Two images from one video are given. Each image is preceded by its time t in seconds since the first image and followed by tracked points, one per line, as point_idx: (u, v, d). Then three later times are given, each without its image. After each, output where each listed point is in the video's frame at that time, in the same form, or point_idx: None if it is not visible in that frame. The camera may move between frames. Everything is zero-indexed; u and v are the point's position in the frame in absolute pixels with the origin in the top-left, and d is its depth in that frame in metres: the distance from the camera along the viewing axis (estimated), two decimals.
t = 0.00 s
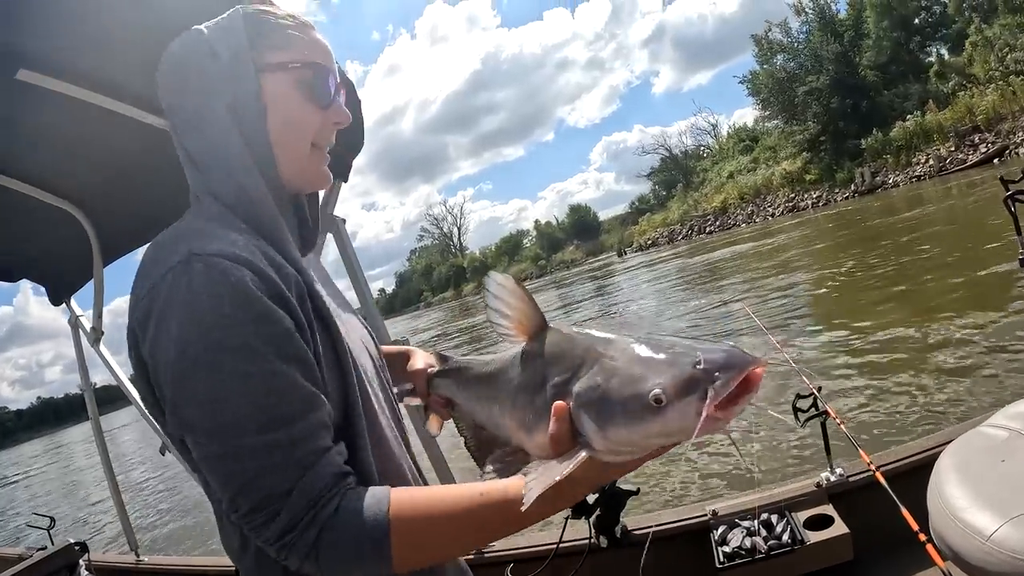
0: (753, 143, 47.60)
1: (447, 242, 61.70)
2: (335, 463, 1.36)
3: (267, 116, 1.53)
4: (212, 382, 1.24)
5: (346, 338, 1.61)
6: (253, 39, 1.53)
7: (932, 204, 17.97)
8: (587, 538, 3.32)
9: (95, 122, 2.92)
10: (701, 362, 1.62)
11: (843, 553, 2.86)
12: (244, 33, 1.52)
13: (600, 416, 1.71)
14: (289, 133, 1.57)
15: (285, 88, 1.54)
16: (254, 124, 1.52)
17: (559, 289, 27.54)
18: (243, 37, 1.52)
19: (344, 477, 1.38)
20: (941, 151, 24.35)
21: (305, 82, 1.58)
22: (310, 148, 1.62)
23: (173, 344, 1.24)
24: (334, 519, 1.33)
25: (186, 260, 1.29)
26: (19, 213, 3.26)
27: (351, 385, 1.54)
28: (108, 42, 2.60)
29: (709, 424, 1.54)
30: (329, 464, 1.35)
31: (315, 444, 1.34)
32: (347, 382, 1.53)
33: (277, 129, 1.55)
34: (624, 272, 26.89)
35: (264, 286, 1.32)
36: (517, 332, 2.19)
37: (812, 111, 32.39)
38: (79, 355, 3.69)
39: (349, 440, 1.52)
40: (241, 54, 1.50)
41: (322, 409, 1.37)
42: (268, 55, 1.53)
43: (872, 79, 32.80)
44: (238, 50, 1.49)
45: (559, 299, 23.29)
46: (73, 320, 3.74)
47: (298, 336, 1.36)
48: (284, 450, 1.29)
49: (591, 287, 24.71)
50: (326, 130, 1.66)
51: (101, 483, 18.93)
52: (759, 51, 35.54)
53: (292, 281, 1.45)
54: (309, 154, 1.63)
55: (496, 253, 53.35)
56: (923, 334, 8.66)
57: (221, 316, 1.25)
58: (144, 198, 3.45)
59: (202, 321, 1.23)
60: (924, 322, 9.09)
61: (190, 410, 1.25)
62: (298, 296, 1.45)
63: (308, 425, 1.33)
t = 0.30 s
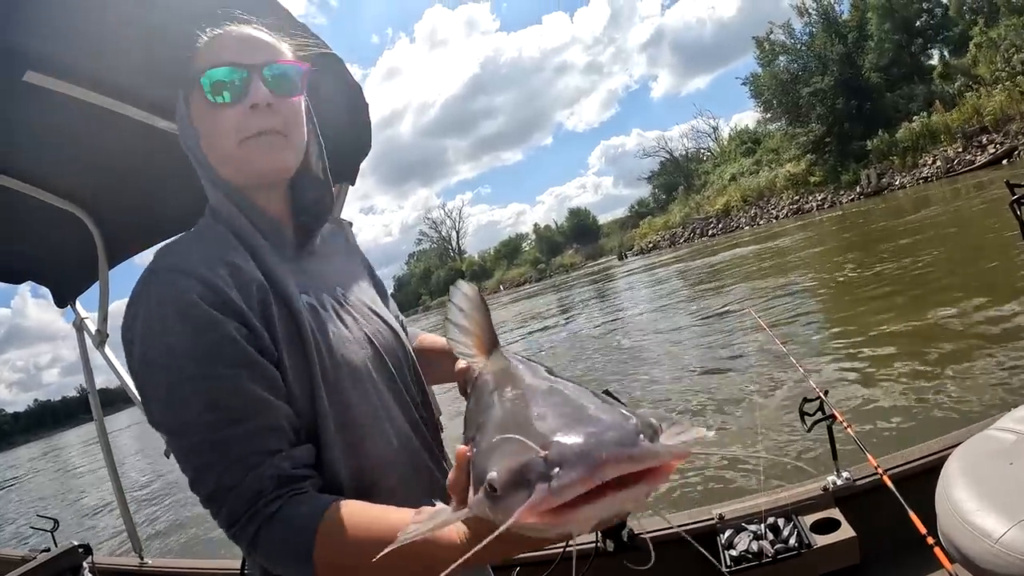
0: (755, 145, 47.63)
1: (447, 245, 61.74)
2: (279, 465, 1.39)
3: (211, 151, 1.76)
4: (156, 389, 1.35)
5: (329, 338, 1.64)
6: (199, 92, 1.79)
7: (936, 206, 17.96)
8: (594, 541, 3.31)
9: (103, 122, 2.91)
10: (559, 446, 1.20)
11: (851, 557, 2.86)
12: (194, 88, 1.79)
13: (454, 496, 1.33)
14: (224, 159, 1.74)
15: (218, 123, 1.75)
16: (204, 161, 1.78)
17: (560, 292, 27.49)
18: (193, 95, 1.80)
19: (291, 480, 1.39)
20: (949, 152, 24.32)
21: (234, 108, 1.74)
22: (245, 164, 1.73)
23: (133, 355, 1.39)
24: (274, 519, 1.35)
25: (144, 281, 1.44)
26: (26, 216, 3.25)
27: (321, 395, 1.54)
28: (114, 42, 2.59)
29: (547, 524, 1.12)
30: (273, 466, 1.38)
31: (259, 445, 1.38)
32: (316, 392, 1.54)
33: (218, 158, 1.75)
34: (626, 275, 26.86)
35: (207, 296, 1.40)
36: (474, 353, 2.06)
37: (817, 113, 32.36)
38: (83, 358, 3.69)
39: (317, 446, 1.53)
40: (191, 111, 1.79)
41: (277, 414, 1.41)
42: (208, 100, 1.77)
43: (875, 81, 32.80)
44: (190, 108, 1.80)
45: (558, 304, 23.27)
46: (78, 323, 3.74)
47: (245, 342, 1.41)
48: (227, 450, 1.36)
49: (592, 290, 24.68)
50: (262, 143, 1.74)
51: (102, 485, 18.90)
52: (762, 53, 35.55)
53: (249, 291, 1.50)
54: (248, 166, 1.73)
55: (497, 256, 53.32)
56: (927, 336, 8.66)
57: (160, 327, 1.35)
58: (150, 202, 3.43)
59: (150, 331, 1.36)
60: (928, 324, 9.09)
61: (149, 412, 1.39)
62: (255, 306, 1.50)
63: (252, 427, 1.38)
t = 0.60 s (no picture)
0: (757, 146, 47.66)
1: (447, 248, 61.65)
2: (274, 456, 1.40)
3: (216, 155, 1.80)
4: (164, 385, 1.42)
5: (335, 331, 1.62)
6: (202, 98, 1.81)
7: (941, 208, 17.96)
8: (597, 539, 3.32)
9: (106, 121, 2.92)
10: (374, 489, 1.13)
11: (853, 554, 2.86)
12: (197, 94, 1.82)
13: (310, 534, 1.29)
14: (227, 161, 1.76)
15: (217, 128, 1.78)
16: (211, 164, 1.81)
17: (562, 296, 27.44)
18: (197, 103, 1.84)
19: (283, 473, 1.40)
20: (955, 152, 24.29)
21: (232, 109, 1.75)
22: (248, 164, 1.75)
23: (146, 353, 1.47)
24: (264, 506, 1.37)
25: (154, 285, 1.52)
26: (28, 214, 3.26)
27: (320, 391, 1.54)
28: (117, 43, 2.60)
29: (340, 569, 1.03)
30: (266, 458, 1.40)
31: (254, 437, 1.41)
32: (313, 388, 1.54)
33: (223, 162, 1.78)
34: (628, 278, 26.79)
35: (204, 297, 1.44)
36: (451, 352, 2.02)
37: (820, 113, 32.33)
38: (85, 356, 3.69)
39: (315, 438, 1.54)
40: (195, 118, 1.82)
41: (270, 408, 1.43)
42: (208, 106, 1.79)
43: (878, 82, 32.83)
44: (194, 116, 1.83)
45: (559, 307, 23.23)
46: (80, 320, 3.75)
47: (238, 339, 1.43)
48: (224, 441, 1.40)
49: (593, 293, 24.63)
50: (265, 142, 1.76)
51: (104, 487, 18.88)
52: (764, 54, 35.58)
53: (249, 292, 1.52)
54: (251, 167, 1.75)
55: (497, 258, 53.24)
56: (930, 336, 8.66)
57: (163, 328, 1.42)
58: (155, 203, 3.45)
59: (154, 329, 1.42)
60: (931, 324, 9.10)
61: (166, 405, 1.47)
62: (253, 304, 1.52)
63: (247, 418, 1.41)
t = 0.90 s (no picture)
0: (757, 152, 47.78)
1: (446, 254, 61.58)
2: (299, 454, 1.46)
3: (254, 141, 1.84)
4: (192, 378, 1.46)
5: (358, 330, 1.64)
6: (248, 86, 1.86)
7: (943, 215, 17.96)
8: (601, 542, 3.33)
9: (110, 130, 2.90)
10: (445, 465, 1.24)
11: (857, 555, 2.87)
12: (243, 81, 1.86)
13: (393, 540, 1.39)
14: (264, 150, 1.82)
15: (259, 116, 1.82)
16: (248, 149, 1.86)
17: (562, 302, 27.39)
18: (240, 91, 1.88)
19: (308, 471, 1.46)
20: (960, 157, 24.32)
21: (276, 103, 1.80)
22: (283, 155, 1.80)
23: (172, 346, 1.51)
24: (288, 501, 1.44)
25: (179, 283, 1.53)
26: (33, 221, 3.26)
27: (341, 388, 1.56)
28: (126, 48, 2.60)
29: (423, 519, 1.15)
30: (290, 453, 1.46)
31: (281, 435, 1.46)
32: (336, 385, 1.56)
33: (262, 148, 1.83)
34: (630, 284, 26.76)
35: (230, 302, 1.45)
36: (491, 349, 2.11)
37: (822, 118, 32.34)
38: (89, 358, 3.70)
39: (337, 434, 1.57)
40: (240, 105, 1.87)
41: (293, 405, 1.48)
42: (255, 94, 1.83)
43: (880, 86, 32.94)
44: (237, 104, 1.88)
45: (558, 314, 23.23)
46: (84, 323, 3.76)
47: (263, 337, 1.46)
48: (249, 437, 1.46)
49: (593, 300, 24.62)
50: (309, 142, 1.81)
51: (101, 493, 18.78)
52: (764, 59, 35.65)
53: (274, 292, 1.54)
54: (292, 163, 1.81)
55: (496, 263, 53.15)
56: (932, 340, 8.68)
57: (191, 325, 1.43)
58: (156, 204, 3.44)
59: (179, 324, 1.46)
60: (932, 329, 9.12)
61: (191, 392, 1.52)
62: (278, 303, 1.54)
63: (271, 415, 1.46)
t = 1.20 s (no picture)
0: (751, 164, 48.17)
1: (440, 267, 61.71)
2: (367, 451, 1.23)
3: (317, 128, 1.43)
4: (251, 354, 1.15)
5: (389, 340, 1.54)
6: (347, 78, 1.50)
7: (939, 224, 18.07)
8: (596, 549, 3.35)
9: (107, 144, 2.85)
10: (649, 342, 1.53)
11: (851, 560, 2.89)
12: (339, 68, 1.50)
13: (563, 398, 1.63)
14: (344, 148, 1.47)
15: (357, 121, 1.49)
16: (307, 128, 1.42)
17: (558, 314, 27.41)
18: (328, 65, 1.48)
19: (378, 467, 1.23)
20: (959, 166, 24.49)
21: (380, 124, 1.54)
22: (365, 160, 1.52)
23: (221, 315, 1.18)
24: (357, 499, 1.18)
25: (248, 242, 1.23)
26: (29, 226, 3.27)
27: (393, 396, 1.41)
28: (128, 74, 2.43)
29: (661, 387, 1.37)
30: (358, 451, 1.21)
31: (348, 429, 1.20)
32: (387, 393, 1.41)
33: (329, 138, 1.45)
34: (626, 295, 26.82)
35: (312, 283, 1.25)
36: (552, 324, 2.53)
37: (819, 129, 32.56)
38: (86, 364, 3.71)
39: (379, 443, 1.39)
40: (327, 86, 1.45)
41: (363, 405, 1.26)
42: (359, 95, 1.50)
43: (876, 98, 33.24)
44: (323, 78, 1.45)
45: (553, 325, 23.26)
46: (81, 329, 3.78)
47: (341, 330, 1.26)
48: (317, 436, 1.17)
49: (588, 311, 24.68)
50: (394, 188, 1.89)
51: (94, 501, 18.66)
52: (759, 71, 35.99)
53: (341, 282, 1.37)
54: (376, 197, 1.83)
55: (492, 275, 53.27)
56: (930, 349, 8.70)
57: (277, 290, 1.18)
58: (153, 210, 3.40)
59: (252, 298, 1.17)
60: (930, 337, 9.14)
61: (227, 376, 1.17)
62: (341, 293, 1.36)
63: (343, 413, 1.20)
